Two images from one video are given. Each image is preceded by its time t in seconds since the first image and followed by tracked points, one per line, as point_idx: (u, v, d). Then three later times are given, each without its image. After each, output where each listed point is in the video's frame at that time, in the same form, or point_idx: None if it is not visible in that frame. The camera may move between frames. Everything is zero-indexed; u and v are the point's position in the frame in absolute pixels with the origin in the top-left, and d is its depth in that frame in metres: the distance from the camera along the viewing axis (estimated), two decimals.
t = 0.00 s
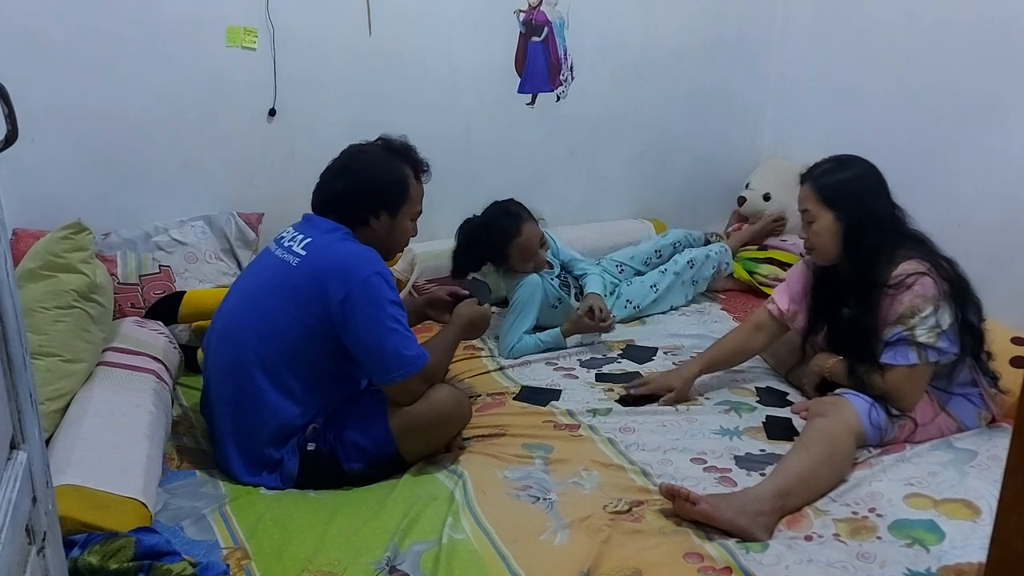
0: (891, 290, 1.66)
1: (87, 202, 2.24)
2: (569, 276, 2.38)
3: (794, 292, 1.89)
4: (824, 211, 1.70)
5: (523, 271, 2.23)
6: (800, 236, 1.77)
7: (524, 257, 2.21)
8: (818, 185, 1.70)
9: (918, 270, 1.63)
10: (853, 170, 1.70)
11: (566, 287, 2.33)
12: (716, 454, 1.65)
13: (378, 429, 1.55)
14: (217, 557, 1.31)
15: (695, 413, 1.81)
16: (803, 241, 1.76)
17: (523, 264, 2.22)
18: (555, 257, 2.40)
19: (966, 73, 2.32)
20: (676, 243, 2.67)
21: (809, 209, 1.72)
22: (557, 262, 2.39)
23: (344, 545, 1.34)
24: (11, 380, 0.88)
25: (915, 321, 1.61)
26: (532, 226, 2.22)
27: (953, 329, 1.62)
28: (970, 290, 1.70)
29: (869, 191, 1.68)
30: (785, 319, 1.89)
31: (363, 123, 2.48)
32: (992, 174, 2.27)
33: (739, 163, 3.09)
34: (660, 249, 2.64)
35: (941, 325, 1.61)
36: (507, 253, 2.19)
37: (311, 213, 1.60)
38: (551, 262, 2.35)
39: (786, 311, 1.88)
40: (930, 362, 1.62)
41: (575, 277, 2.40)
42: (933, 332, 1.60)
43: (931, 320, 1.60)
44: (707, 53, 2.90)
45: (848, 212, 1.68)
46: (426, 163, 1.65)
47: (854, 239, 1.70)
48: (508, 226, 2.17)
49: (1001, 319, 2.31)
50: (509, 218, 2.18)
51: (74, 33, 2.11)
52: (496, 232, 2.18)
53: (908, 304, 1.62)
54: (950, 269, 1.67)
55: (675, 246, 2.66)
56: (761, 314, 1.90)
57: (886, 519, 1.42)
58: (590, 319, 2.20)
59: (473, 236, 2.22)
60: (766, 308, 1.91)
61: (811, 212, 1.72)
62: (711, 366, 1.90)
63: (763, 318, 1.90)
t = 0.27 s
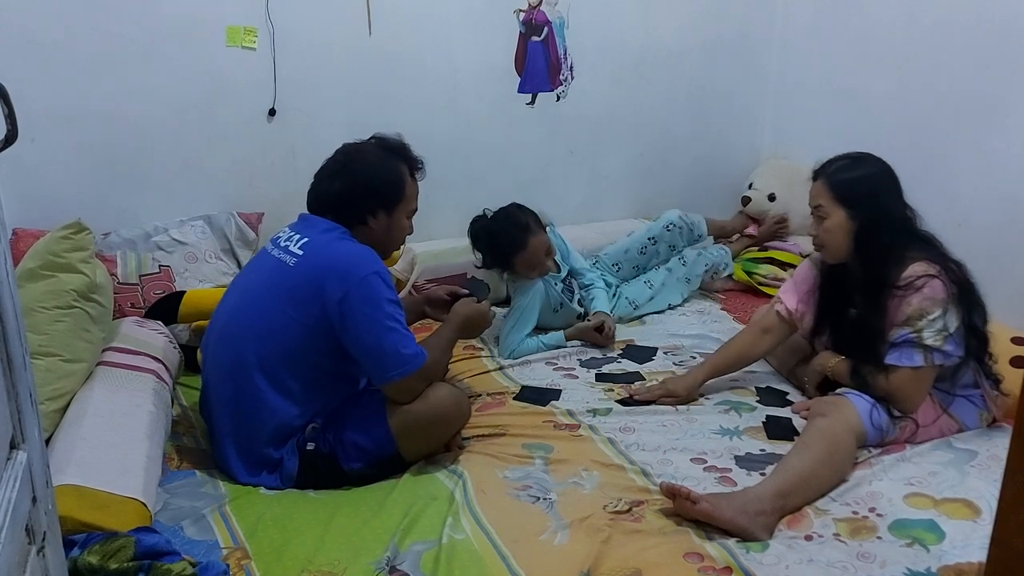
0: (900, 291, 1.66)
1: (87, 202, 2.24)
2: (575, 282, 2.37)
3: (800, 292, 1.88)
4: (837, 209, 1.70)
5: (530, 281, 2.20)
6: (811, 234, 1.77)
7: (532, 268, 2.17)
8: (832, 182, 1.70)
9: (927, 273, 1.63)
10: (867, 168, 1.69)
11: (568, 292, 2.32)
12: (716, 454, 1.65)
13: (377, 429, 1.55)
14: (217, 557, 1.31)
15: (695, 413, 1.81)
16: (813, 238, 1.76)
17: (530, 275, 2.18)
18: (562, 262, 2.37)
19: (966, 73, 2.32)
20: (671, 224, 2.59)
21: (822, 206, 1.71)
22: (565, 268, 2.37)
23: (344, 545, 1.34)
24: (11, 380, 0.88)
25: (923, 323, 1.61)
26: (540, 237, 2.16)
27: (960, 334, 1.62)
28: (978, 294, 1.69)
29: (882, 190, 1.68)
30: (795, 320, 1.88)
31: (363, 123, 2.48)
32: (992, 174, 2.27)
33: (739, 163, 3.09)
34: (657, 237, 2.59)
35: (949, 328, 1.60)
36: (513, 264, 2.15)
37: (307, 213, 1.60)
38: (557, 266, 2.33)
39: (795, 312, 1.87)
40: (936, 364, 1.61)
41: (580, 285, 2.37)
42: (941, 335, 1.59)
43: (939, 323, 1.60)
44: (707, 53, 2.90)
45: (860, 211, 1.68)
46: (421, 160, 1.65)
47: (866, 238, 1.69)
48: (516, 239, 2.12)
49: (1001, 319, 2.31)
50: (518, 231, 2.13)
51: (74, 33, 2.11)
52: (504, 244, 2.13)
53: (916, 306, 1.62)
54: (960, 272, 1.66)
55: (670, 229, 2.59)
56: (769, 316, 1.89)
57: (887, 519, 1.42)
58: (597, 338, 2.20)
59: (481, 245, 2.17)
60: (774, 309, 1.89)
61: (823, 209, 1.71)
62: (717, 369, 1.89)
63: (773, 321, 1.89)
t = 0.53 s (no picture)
0: (904, 293, 1.66)
1: (87, 202, 2.24)
2: (577, 288, 2.37)
3: (802, 291, 1.88)
4: (838, 212, 1.68)
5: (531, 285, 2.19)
6: (813, 237, 1.76)
7: (533, 273, 2.15)
8: (833, 185, 1.69)
9: (931, 274, 1.63)
10: (869, 169, 1.68)
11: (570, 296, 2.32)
12: (716, 454, 1.65)
13: (377, 429, 1.55)
14: (217, 557, 1.31)
15: (694, 413, 1.81)
16: (816, 241, 1.75)
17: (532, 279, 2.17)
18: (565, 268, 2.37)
19: (966, 73, 2.32)
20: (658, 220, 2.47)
21: (822, 210, 1.70)
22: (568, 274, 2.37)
23: (344, 545, 1.34)
24: (11, 380, 0.88)
25: (926, 324, 1.61)
26: (541, 242, 2.13)
27: (964, 336, 1.63)
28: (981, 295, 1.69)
29: (885, 191, 1.67)
30: (797, 320, 1.88)
31: (363, 122, 2.48)
32: (992, 174, 2.27)
33: (738, 163, 3.09)
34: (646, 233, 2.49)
35: (953, 330, 1.61)
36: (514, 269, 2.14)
37: (304, 213, 1.60)
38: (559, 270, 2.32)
39: (796, 313, 1.87)
40: (940, 366, 1.62)
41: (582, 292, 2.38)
42: (945, 337, 1.60)
43: (942, 325, 1.61)
44: (707, 53, 2.90)
45: (862, 213, 1.67)
46: (418, 159, 1.65)
47: (869, 240, 1.68)
48: (517, 246, 2.10)
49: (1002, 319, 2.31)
50: (520, 239, 2.10)
51: (75, 33, 2.11)
52: (504, 251, 2.11)
53: (921, 307, 1.62)
54: (962, 272, 1.67)
55: (658, 225, 2.46)
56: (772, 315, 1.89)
57: (886, 519, 1.42)
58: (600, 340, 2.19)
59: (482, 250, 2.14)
60: (776, 309, 1.90)
61: (823, 213, 1.70)
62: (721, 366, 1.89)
63: (774, 320, 1.89)
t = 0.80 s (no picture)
0: (881, 291, 1.67)
1: (87, 202, 2.24)
2: (581, 294, 2.31)
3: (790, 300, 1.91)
4: (806, 222, 1.72)
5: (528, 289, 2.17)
6: (787, 248, 1.79)
7: (530, 276, 2.13)
8: (795, 197, 1.73)
9: (904, 269, 1.65)
10: (828, 177, 1.72)
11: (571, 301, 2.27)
12: (715, 453, 1.65)
13: (377, 429, 1.55)
14: (217, 557, 1.31)
15: (694, 413, 1.81)
16: (790, 252, 1.78)
17: (529, 283, 2.15)
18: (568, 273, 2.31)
19: (966, 73, 2.32)
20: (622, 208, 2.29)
21: (790, 221, 1.74)
22: (573, 277, 2.32)
23: (343, 544, 1.34)
24: (11, 380, 0.88)
25: (907, 318, 1.62)
26: (537, 246, 2.10)
27: (948, 327, 1.63)
28: (962, 286, 1.70)
29: (848, 197, 1.71)
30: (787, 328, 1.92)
31: (363, 122, 2.48)
32: (992, 173, 2.27)
33: (738, 163, 3.09)
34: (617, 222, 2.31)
35: (934, 321, 1.61)
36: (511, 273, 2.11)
37: (304, 213, 1.60)
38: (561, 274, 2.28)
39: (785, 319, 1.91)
40: (929, 358, 1.62)
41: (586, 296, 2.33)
42: (927, 329, 1.60)
43: (923, 317, 1.61)
44: (707, 52, 2.90)
45: (830, 220, 1.70)
46: (418, 159, 1.65)
47: (841, 245, 1.71)
48: (513, 251, 2.07)
49: (1001, 319, 2.31)
50: (514, 244, 2.07)
51: (75, 33, 2.11)
52: (500, 256, 2.08)
53: (899, 302, 1.63)
54: (937, 265, 1.68)
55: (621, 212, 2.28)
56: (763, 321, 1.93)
57: (886, 519, 1.42)
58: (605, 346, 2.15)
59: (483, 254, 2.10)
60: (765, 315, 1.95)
61: (792, 225, 1.74)
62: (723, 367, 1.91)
63: (765, 325, 1.94)
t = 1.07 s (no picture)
0: (829, 290, 1.71)
1: (87, 202, 2.24)
2: (582, 298, 2.31)
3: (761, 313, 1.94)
4: (754, 236, 1.80)
5: (524, 291, 2.17)
6: (744, 266, 1.87)
7: (529, 278, 2.13)
8: (740, 214, 1.83)
9: (846, 265, 1.71)
10: (765, 192, 1.82)
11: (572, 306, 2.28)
12: (715, 453, 1.65)
13: (377, 429, 1.55)
14: (217, 557, 1.31)
15: (694, 413, 1.81)
16: (746, 269, 1.85)
17: (528, 284, 2.15)
18: (571, 277, 2.30)
19: (966, 72, 2.32)
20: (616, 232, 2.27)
21: (741, 238, 1.83)
22: (575, 281, 2.31)
23: (343, 545, 1.34)
24: (11, 380, 0.88)
25: (859, 309, 1.66)
26: (534, 247, 2.10)
27: (899, 312, 1.67)
28: (913, 275, 1.77)
29: (791, 210, 1.80)
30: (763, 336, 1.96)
31: (363, 122, 2.48)
32: (992, 174, 2.27)
33: (738, 163, 3.09)
34: (610, 245, 2.29)
35: (886, 307, 1.65)
36: (510, 277, 2.11)
37: (304, 213, 1.60)
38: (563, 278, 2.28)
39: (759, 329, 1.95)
40: (891, 342, 1.64)
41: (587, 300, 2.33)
42: (881, 315, 1.64)
43: (873, 304, 1.65)
44: (707, 52, 2.90)
45: (776, 232, 1.78)
46: (418, 159, 1.65)
47: (789, 254, 1.77)
48: (511, 254, 2.07)
49: (1001, 319, 2.31)
50: (512, 247, 2.07)
51: (75, 33, 2.11)
52: (498, 260, 2.08)
53: (848, 296, 1.67)
54: (880, 259, 1.75)
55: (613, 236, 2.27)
56: (740, 335, 1.98)
57: (886, 519, 1.42)
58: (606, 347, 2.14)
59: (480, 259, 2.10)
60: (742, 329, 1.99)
61: (743, 241, 1.82)
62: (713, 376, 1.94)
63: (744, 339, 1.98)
